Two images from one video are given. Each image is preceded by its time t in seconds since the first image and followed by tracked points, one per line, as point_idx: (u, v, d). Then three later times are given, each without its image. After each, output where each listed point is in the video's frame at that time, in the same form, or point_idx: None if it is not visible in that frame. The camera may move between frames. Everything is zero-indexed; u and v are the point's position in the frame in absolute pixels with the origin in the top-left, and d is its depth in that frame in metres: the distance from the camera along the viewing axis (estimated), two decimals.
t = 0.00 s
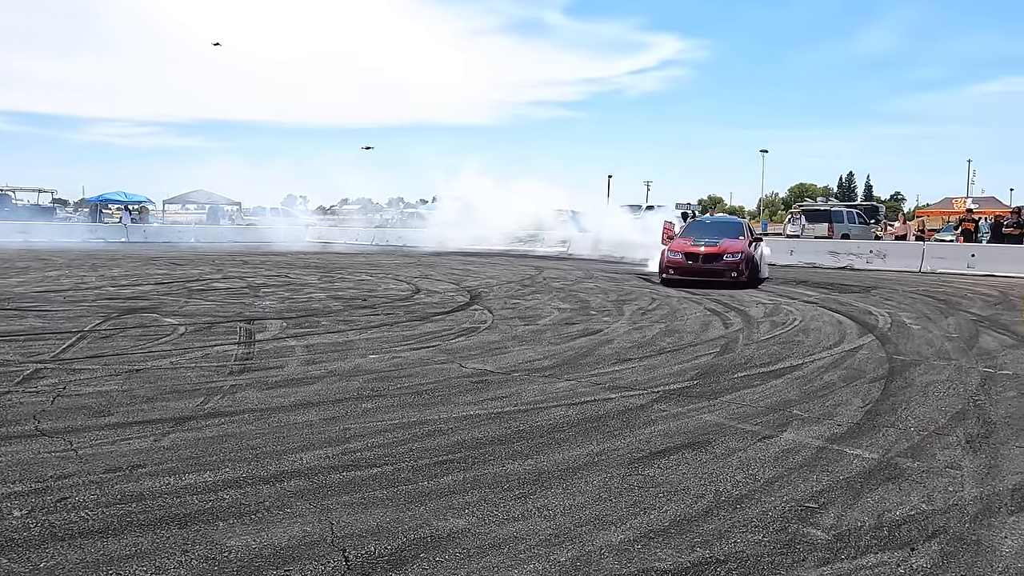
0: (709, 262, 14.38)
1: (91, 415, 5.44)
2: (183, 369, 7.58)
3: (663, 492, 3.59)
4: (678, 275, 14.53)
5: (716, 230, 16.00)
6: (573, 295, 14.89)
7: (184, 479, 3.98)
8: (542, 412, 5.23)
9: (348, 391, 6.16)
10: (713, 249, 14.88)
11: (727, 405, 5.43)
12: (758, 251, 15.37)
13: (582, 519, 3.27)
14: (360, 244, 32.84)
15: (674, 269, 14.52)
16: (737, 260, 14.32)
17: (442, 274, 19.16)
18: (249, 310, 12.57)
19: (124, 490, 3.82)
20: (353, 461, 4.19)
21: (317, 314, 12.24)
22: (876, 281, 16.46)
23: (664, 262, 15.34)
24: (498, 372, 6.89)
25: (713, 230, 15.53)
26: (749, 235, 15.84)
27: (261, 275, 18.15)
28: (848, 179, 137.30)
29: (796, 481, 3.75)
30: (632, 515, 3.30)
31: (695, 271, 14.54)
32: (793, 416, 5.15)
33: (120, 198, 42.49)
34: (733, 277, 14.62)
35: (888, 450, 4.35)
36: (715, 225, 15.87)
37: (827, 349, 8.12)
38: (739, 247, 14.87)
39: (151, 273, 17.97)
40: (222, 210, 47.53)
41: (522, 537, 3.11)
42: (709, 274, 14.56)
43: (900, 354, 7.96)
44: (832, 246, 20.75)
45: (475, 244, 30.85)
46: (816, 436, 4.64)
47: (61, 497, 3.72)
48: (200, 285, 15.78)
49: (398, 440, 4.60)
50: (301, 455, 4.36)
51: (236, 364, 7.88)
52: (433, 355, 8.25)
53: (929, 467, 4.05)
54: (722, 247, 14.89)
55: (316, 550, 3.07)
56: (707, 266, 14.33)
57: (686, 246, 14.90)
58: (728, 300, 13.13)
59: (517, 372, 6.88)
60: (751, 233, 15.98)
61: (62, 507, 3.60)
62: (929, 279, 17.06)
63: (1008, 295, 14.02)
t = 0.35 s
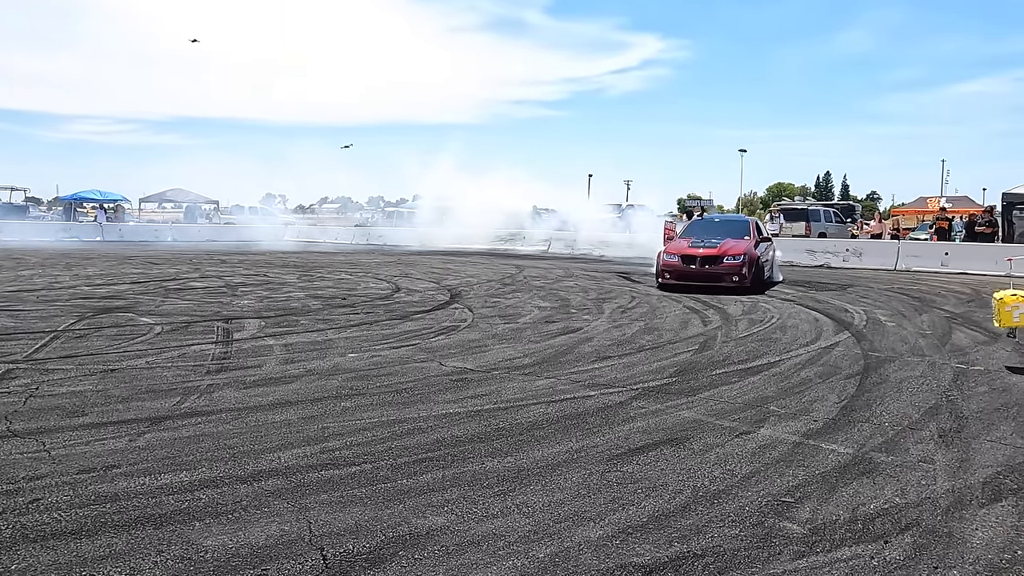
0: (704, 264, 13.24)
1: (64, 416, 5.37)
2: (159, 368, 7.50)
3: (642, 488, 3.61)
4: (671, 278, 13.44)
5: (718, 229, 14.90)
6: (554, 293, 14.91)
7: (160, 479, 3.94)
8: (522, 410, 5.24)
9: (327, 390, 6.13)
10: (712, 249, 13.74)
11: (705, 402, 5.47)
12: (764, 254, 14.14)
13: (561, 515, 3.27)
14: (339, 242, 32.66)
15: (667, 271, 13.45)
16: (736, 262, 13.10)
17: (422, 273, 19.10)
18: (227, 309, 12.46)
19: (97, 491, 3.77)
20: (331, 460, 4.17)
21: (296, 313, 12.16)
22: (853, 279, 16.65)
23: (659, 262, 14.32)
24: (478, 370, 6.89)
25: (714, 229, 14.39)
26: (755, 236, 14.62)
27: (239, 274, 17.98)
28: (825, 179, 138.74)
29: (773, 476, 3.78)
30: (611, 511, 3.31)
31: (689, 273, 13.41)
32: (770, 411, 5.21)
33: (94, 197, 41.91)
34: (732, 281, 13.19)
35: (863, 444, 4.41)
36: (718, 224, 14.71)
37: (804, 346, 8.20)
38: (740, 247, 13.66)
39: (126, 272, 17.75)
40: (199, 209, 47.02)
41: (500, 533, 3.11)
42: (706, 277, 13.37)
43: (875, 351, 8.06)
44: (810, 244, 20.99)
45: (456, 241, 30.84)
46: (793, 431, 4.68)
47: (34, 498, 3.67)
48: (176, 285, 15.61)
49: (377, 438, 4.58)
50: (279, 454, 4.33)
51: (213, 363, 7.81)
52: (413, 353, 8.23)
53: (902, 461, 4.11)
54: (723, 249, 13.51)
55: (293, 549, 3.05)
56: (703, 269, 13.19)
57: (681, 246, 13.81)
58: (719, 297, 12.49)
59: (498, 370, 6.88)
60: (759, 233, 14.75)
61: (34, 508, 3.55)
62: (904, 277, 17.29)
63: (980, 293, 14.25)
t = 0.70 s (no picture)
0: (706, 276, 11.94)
1: (42, 424, 5.29)
2: (140, 376, 7.43)
3: (626, 493, 3.61)
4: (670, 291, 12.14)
5: (722, 236, 13.58)
6: (538, 301, 14.89)
7: (139, 488, 3.89)
8: (507, 416, 5.23)
9: (310, 397, 6.08)
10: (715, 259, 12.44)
11: (690, 408, 5.49)
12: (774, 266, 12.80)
13: (546, 521, 3.27)
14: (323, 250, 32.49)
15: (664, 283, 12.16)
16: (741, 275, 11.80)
17: (407, 280, 19.04)
18: (209, 317, 12.35)
19: (76, 500, 3.72)
20: (315, 467, 4.14)
21: (280, 320, 12.08)
22: (834, 286, 16.77)
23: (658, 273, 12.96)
24: (463, 377, 6.87)
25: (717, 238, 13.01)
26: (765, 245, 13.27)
27: (222, 281, 17.83)
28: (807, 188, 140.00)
29: (757, 481, 3.80)
30: (595, 517, 3.31)
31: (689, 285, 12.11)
32: (753, 417, 5.23)
33: (74, 203, 41.48)
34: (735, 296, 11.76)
35: (845, 449, 4.44)
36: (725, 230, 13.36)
37: (787, 352, 8.25)
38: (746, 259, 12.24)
39: (106, 279, 17.56)
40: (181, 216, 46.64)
41: (485, 540, 3.10)
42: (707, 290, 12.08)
43: (857, 357, 8.13)
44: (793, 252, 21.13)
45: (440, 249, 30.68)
46: (776, 436, 4.71)
47: (10, 507, 3.62)
48: (157, 292, 15.46)
49: (360, 445, 4.55)
50: (261, 461, 4.29)
51: (195, 370, 7.74)
52: (397, 360, 8.19)
53: (884, 465, 4.15)
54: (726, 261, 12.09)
55: (276, 557, 3.02)
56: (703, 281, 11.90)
57: (681, 255, 12.49)
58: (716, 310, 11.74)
59: (482, 377, 6.87)
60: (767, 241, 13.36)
61: (10, 518, 3.49)
62: (885, 284, 17.44)
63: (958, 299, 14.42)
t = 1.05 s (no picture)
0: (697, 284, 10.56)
1: (27, 426, 5.22)
2: (126, 378, 7.35)
3: (619, 493, 3.59)
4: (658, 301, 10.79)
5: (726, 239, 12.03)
6: (528, 304, 14.87)
7: (125, 490, 3.84)
8: (498, 418, 5.21)
9: (299, 399, 6.04)
10: (711, 265, 11.03)
11: (681, 409, 5.47)
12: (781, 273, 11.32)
13: (539, 521, 3.24)
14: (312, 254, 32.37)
15: (651, 292, 10.80)
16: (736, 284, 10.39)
17: (396, 284, 18.97)
18: (197, 320, 12.26)
19: (61, 502, 3.67)
20: (304, 469, 4.09)
21: (268, 324, 12.00)
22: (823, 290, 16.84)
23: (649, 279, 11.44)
24: (454, 379, 6.85)
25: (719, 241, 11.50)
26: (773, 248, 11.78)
27: (209, 285, 17.71)
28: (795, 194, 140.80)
29: (750, 481, 3.79)
30: (588, 517, 3.28)
31: (678, 295, 10.74)
32: (745, 418, 5.23)
33: (60, 207, 41.14)
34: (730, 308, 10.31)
35: (837, 449, 4.44)
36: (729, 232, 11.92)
37: (777, 354, 8.26)
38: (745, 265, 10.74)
39: (92, 283, 17.39)
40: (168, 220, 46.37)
41: (478, 540, 3.07)
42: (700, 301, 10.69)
43: (846, 359, 8.15)
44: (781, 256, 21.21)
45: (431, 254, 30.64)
46: (768, 437, 4.70)
47: None
48: (144, 295, 15.33)
49: (351, 447, 4.51)
50: (250, 463, 4.24)
51: (183, 373, 7.67)
52: (387, 363, 8.15)
53: (876, 465, 4.14)
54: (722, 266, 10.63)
55: (266, 558, 2.98)
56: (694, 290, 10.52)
57: (673, 261, 11.02)
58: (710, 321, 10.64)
59: (473, 379, 6.84)
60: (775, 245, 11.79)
61: None
62: (873, 288, 17.51)
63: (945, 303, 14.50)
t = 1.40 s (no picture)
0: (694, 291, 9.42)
1: (23, 430, 5.16)
2: (123, 381, 7.29)
3: (629, 496, 3.56)
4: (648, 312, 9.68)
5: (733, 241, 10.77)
6: (524, 306, 14.84)
7: (127, 494, 3.79)
8: (502, 420, 5.18)
9: (300, 402, 6.00)
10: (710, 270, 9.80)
11: (685, 411, 5.46)
12: (790, 281, 10.10)
13: (550, 524, 3.21)
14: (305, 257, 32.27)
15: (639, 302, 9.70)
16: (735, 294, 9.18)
17: (391, 287, 18.91)
18: (191, 323, 12.18)
19: (62, 507, 3.61)
20: (309, 472, 4.05)
21: (264, 326, 11.94)
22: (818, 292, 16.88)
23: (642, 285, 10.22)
24: (454, 381, 6.82)
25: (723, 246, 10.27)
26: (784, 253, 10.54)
27: (202, 288, 17.63)
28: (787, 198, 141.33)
29: (759, 483, 3.77)
30: (599, 519, 3.26)
31: (671, 305, 9.54)
32: (749, 420, 5.21)
33: (50, 210, 40.88)
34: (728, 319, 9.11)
35: (844, 451, 4.43)
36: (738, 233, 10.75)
37: (777, 356, 8.24)
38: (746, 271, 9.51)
39: (84, 286, 17.27)
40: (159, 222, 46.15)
41: (490, 544, 3.04)
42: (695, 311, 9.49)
43: (846, 361, 8.16)
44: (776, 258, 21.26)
45: (426, 257, 30.60)
46: (773, 438, 4.69)
47: None
48: (137, 298, 15.23)
49: (355, 449, 4.48)
50: (254, 466, 4.20)
51: (180, 376, 7.61)
52: (386, 365, 8.10)
53: (883, 466, 4.14)
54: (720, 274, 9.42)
55: (275, 563, 2.94)
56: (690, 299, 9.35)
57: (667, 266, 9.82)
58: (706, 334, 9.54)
59: (473, 381, 6.81)
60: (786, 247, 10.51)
61: None
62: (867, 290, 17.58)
63: (939, 305, 14.56)
